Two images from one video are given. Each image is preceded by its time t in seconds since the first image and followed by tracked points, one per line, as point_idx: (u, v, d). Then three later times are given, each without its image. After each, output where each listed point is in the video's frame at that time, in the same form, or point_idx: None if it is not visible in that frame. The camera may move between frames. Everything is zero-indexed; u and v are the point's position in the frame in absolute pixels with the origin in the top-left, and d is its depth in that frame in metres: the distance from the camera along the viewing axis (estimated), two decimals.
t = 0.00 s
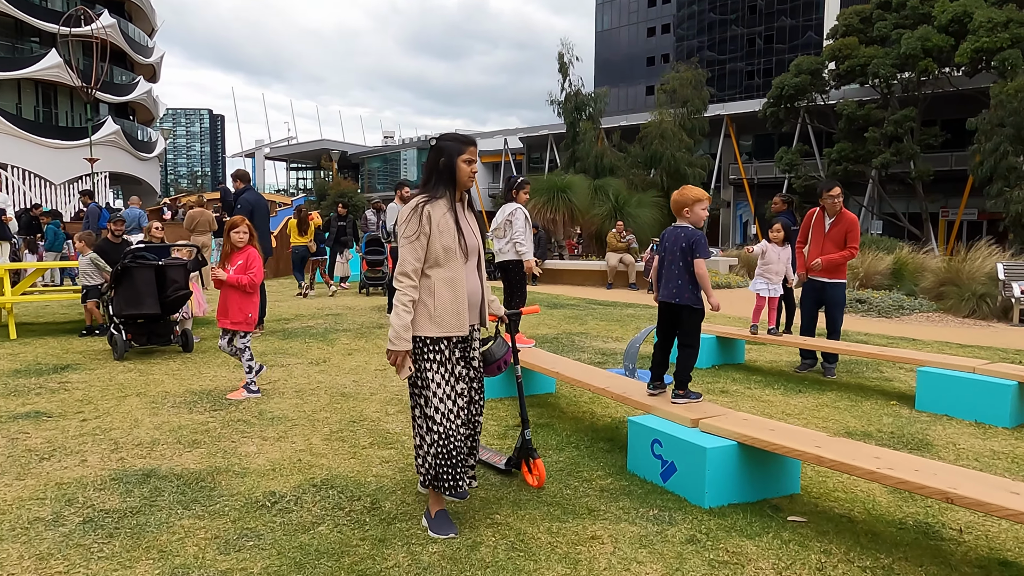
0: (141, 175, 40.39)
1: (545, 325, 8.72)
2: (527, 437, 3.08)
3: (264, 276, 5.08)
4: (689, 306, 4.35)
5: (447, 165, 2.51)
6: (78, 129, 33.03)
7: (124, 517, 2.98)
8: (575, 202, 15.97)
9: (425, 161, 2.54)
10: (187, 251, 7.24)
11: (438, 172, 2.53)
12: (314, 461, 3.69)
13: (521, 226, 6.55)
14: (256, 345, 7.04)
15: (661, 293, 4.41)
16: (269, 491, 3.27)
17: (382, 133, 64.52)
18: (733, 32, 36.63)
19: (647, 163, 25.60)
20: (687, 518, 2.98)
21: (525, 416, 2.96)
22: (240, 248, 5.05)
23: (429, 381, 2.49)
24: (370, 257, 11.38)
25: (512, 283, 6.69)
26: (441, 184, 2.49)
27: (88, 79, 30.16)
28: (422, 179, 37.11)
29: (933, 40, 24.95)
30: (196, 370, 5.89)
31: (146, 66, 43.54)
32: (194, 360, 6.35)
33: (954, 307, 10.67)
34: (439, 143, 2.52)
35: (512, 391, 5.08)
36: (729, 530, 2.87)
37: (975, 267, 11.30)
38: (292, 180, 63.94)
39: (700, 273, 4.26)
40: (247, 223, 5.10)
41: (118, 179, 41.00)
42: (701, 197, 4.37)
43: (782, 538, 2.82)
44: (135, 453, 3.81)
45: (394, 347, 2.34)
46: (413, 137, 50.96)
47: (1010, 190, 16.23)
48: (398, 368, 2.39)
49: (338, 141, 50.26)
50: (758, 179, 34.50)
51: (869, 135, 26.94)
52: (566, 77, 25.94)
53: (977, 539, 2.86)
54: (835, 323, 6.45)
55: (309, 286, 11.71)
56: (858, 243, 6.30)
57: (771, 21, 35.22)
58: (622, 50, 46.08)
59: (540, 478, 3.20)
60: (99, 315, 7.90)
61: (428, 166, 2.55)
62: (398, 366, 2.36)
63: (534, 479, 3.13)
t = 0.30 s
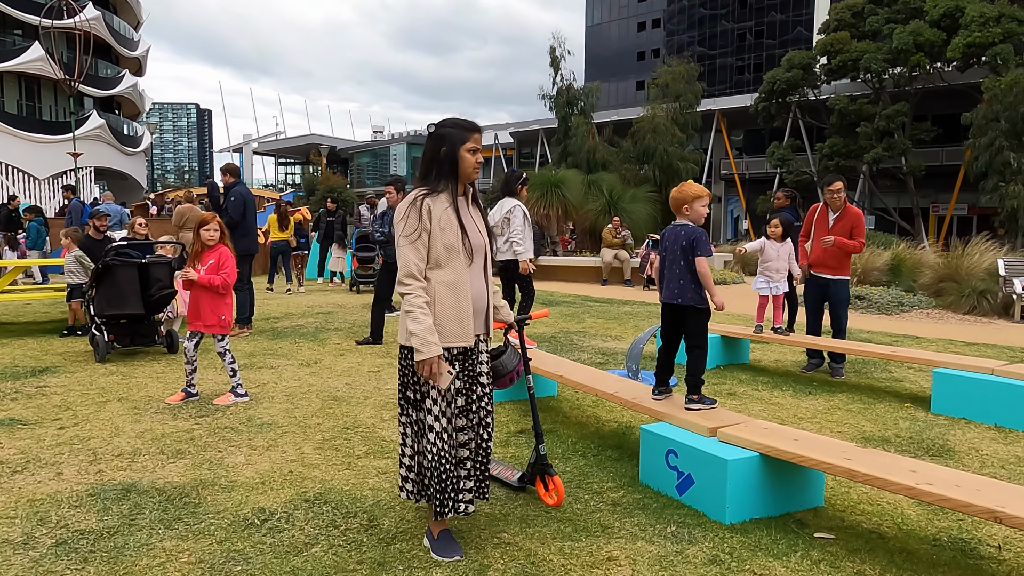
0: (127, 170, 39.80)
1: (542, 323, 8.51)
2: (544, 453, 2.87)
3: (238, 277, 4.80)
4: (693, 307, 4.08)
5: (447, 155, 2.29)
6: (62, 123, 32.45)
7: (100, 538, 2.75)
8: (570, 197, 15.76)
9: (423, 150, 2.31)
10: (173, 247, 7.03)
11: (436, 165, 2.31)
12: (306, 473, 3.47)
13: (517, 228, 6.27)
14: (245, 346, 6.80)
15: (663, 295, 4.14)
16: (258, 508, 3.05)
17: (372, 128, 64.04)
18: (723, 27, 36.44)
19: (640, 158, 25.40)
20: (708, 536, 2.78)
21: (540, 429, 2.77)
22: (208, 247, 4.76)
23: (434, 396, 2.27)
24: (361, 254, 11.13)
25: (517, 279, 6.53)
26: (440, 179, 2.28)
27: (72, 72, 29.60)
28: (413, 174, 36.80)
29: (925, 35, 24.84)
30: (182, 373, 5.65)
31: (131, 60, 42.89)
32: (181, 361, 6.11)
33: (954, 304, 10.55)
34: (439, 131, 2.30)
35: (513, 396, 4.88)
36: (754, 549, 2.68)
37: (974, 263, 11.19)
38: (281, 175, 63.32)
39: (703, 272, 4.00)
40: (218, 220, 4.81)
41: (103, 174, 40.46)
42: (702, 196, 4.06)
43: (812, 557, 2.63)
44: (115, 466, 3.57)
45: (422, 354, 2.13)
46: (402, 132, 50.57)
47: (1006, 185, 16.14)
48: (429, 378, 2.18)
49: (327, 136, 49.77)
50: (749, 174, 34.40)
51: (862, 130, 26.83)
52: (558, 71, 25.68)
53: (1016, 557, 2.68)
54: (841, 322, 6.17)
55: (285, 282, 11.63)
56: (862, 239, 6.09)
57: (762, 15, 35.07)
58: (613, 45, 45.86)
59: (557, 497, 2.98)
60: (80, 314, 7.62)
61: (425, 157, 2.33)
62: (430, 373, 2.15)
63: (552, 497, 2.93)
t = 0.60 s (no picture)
0: (115, 166, 39.26)
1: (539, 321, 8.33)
2: (572, 466, 2.67)
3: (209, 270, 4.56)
4: (702, 299, 3.52)
5: (465, 141, 2.09)
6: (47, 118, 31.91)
7: (83, 558, 2.54)
8: (565, 192, 15.56)
9: (438, 136, 2.12)
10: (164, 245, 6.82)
11: (452, 152, 2.12)
12: (304, 483, 3.26)
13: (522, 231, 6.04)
14: (237, 346, 6.58)
15: (665, 291, 3.64)
16: (254, 524, 2.84)
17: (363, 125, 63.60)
18: (715, 23, 36.24)
19: (635, 153, 25.22)
20: (738, 552, 2.60)
21: (569, 442, 2.60)
22: (177, 241, 4.58)
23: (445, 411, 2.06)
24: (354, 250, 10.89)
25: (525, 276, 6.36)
26: (456, 166, 2.08)
27: (57, 67, 29.07)
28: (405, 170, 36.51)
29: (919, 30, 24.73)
30: (170, 375, 5.42)
31: (119, 55, 42.29)
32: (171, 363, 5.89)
33: (957, 300, 10.42)
34: (456, 115, 2.10)
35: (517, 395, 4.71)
36: (789, 565, 2.50)
37: (976, 259, 11.07)
38: (271, 172, 62.78)
39: (707, 262, 3.45)
40: (187, 212, 4.60)
41: (91, 171, 39.94)
42: (701, 184, 3.52)
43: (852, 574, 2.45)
44: (100, 476, 3.35)
45: (432, 368, 1.92)
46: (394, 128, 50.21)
47: (1004, 181, 16.03)
48: (439, 395, 1.97)
49: (318, 132, 49.35)
50: (743, 170, 34.32)
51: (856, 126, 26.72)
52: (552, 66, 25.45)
53: None
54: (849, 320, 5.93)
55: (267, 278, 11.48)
56: (867, 229, 5.72)
57: (754, 11, 34.92)
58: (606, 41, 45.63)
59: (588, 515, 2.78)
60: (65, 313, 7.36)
61: (441, 143, 2.13)
62: (439, 391, 1.94)
63: (583, 516, 2.72)
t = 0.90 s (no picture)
0: (102, 163, 38.77)
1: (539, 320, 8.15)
2: (607, 489, 2.47)
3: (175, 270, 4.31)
4: (719, 302, 3.32)
5: (500, 134, 1.91)
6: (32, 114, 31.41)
7: None
8: (560, 188, 15.40)
9: (470, 127, 1.94)
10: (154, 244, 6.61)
11: (487, 145, 1.93)
12: (303, 499, 3.06)
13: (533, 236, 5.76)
14: (229, 348, 6.36)
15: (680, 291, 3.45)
16: (250, 546, 2.64)
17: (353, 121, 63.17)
18: (706, 19, 36.12)
19: (628, 149, 25.06)
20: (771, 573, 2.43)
21: (602, 463, 2.43)
22: (143, 242, 4.36)
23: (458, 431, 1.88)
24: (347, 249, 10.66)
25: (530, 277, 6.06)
26: (487, 161, 1.91)
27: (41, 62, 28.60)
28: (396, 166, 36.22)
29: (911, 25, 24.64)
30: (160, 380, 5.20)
31: (105, 49, 41.75)
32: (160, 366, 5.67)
33: (960, 297, 10.30)
34: (493, 104, 1.91)
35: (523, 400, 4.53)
36: None
37: (977, 255, 10.95)
38: (261, 168, 62.24)
39: (724, 263, 3.25)
40: (155, 210, 4.33)
41: (78, 167, 39.45)
42: (720, 179, 3.32)
43: None
44: (83, 493, 3.14)
45: (440, 389, 1.76)
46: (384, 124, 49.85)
47: (1000, 177, 15.94)
48: (444, 418, 1.82)
49: (307, 128, 48.94)
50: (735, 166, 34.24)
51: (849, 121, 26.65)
52: (545, 61, 25.23)
53: None
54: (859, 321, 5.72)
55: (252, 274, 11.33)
56: (873, 226, 5.52)
57: (745, 7, 34.79)
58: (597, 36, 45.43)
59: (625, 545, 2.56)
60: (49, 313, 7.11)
61: (474, 134, 1.95)
62: (442, 412, 1.79)
63: (618, 545, 2.50)
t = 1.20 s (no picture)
0: (87, 159, 38.27)
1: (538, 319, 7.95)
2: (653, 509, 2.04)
3: (133, 268, 3.89)
4: (745, 304, 3.14)
5: (555, 112, 1.70)
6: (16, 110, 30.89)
7: None
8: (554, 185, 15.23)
9: (521, 106, 1.74)
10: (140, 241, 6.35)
11: (537, 125, 1.73)
12: (297, 515, 2.84)
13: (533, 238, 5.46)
14: (217, 349, 6.11)
15: (702, 289, 3.27)
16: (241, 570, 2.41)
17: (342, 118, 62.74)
18: (696, 17, 36.01)
19: (619, 146, 24.90)
20: None
21: (652, 485, 2.08)
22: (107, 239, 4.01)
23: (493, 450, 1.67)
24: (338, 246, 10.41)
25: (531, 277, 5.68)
26: (538, 145, 1.70)
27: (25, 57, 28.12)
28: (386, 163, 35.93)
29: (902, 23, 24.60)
30: (144, 384, 4.96)
31: (90, 45, 41.19)
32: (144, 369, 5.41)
33: (960, 295, 10.20)
34: (547, 80, 1.71)
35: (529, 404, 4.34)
36: None
37: (976, 252, 10.86)
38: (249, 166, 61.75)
39: (755, 261, 3.08)
40: (111, 202, 3.94)
41: (62, 164, 38.87)
42: (752, 170, 3.19)
43: None
44: (56, 509, 2.90)
45: (480, 405, 1.54)
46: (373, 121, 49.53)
47: (994, 174, 15.89)
48: (485, 438, 1.60)
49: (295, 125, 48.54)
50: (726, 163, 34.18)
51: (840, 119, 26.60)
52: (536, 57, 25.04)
53: None
54: (871, 319, 5.51)
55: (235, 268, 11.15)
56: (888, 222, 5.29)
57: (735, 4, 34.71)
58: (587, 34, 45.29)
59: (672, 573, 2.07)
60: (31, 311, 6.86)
61: (523, 113, 1.75)
62: (483, 431, 1.57)
63: None
